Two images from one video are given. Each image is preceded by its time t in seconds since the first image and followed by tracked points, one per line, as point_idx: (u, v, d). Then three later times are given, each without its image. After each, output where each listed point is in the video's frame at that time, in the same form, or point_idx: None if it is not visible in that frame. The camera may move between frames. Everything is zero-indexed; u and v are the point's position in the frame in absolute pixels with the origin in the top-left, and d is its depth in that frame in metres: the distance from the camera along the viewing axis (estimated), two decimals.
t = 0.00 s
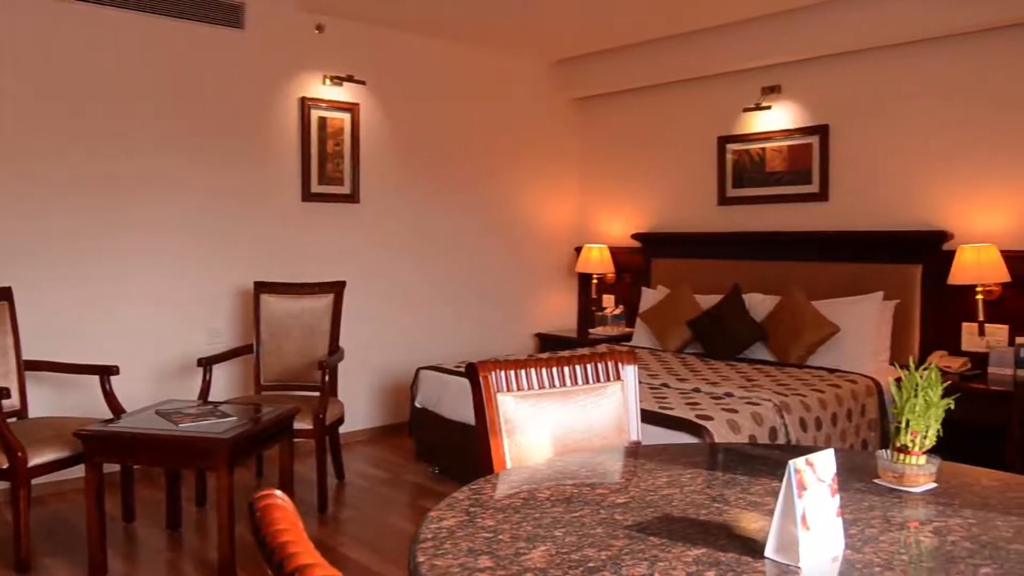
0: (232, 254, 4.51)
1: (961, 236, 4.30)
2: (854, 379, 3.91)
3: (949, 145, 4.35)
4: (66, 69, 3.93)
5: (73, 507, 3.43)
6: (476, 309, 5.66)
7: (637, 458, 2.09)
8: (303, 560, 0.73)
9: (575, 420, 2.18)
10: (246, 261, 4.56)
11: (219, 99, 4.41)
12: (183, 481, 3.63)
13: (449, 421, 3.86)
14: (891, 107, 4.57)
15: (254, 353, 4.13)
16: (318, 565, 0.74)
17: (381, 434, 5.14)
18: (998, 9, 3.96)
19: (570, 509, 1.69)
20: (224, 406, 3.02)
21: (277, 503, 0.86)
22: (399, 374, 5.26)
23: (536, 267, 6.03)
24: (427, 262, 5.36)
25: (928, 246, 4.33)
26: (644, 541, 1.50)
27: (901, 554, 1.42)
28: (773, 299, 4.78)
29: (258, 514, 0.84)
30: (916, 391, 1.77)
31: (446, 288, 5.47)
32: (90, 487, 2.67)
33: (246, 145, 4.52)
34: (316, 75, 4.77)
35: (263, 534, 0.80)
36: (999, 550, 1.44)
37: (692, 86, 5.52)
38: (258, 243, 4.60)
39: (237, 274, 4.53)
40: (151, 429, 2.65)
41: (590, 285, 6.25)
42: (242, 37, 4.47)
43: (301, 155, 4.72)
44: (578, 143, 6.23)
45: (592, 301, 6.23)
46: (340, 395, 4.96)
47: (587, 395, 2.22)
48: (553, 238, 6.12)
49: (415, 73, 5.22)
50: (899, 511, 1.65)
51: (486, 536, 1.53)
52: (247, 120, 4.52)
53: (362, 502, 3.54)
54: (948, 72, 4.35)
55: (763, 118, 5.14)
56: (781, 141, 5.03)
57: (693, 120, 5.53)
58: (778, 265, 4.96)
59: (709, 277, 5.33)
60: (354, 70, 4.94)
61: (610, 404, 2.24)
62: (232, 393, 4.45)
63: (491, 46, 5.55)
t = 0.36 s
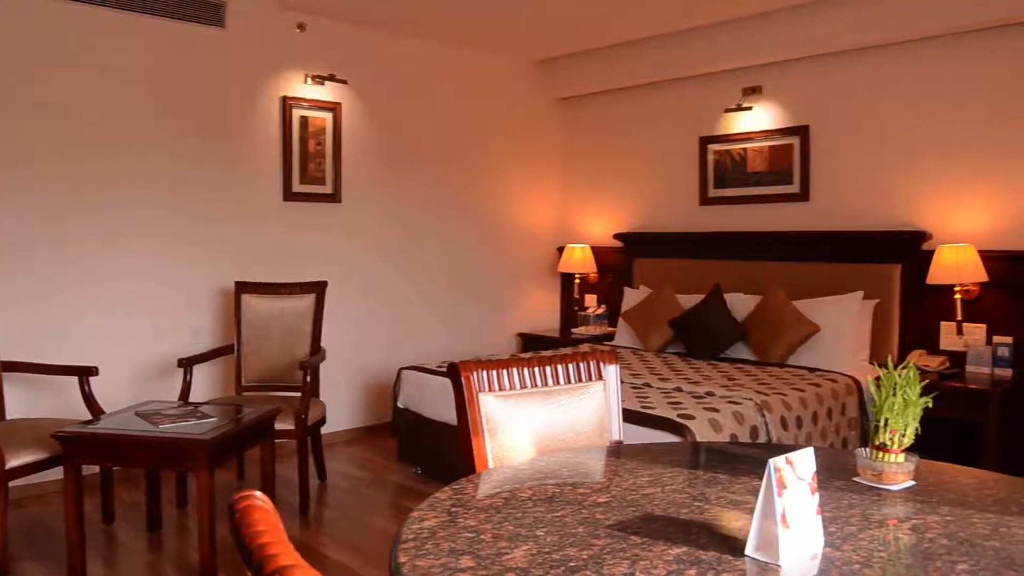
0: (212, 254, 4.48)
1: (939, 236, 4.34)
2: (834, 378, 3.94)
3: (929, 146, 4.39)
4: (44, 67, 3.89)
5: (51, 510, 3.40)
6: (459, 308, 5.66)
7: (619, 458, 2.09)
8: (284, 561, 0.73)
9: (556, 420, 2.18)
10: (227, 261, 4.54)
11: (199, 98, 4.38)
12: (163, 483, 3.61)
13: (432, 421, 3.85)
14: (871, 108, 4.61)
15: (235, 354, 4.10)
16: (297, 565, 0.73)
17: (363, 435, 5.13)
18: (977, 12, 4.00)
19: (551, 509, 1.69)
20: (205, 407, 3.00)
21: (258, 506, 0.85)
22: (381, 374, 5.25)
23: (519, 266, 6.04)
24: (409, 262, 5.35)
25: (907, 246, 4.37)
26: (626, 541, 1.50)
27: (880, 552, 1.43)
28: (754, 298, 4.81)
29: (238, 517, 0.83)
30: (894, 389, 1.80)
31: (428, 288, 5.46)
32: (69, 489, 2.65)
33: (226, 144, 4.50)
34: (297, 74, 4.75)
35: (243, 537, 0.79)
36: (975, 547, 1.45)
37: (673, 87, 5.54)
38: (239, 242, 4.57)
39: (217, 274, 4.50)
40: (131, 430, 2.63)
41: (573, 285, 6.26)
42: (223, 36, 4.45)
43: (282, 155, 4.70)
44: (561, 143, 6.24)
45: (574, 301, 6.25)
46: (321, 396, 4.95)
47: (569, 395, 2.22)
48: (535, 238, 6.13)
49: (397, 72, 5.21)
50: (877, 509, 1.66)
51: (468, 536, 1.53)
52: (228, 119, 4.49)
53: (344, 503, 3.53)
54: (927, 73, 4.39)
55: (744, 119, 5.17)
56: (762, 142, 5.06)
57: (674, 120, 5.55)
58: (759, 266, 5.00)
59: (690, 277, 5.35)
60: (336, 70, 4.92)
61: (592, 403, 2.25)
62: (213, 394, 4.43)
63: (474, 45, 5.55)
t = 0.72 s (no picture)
0: (190, 254, 4.45)
1: (915, 236, 4.39)
2: (811, 377, 3.98)
3: (905, 146, 4.44)
4: (18, 64, 3.85)
5: (25, 512, 3.36)
6: (439, 308, 5.65)
7: (598, 457, 2.10)
8: (261, 563, 0.72)
9: (536, 419, 2.18)
10: (205, 261, 4.51)
11: (177, 96, 4.35)
12: (140, 485, 3.58)
13: (411, 421, 3.85)
14: (849, 109, 4.65)
15: (213, 354, 4.08)
16: (274, 566, 0.72)
17: (342, 435, 5.11)
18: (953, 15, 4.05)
19: (530, 508, 1.69)
20: (183, 407, 2.98)
21: (234, 507, 0.84)
22: (361, 375, 5.23)
23: (499, 266, 6.04)
24: (389, 262, 5.34)
25: (883, 246, 4.42)
26: (605, 539, 1.51)
27: (856, 549, 1.44)
28: (733, 298, 4.84)
29: (214, 518, 0.82)
30: (870, 388, 1.81)
31: (408, 288, 5.46)
32: (44, 491, 2.62)
33: (204, 143, 4.47)
34: (276, 73, 4.73)
35: (219, 538, 0.78)
36: (950, 543, 1.47)
37: (653, 87, 5.56)
38: (217, 242, 4.55)
39: (195, 274, 4.47)
40: (108, 432, 2.61)
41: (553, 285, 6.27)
42: (201, 34, 4.42)
43: (260, 154, 4.68)
44: (541, 143, 6.25)
45: (554, 301, 6.26)
46: (300, 396, 4.93)
47: (548, 395, 2.23)
48: (516, 238, 6.14)
49: (377, 72, 5.20)
50: (854, 506, 1.68)
51: (447, 536, 1.53)
52: (206, 118, 4.47)
53: (323, 503, 3.52)
54: (904, 74, 4.43)
55: (722, 119, 5.20)
56: (740, 143, 5.09)
57: (654, 121, 5.57)
58: (737, 266, 5.03)
59: (669, 278, 5.38)
60: (315, 69, 4.90)
61: (571, 403, 2.25)
62: (191, 395, 4.40)
63: (454, 45, 5.55)
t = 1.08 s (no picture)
0: (164, 254, 4.41)
1: (887, 236, 4.44)
2: (786, 376, 4.01)
3: (878, 148, 4.49)
4: None
5: None
6: (416, 308, 5.64)
7: (573, 456, 2.10)
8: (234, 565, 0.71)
9: (512, 419, 2.19)
10: (179, 260, 4.47)
11: (151, 94, 4.31)
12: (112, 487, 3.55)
13: (387, 422, 3.84)
14: (823, 110, 4.69)
15: (186, 355, 4.04)
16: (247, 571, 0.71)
17: (318, 436, 5.09)
18: (926, 17, 4.10)
19: (506, 508, 1.70)
20: (156, 409, 2.95)
21: (205, 508, 0.82)
22: (336, 375, 5.22)
23: (476, 266, 6.04)
24: (365, 262, 5.32)
25: (856, 246, 4.47)
26: (580, 539, 1.51)
27: (828, 546, 1.46)
28: (707, 297, 4.88)
29: (185, 520, 0.80)
30: (842, 387, 1.83)
31: (384, 287, 5.44)
32: (14, 495, 2.59)
33: (178, 142, 4.43)
34: (250, 71, 4.69)
35: (189, 541, 0.77)
36: (920, 540, 1.49)
37: (629, 87, 5.58)
38: (191, 242, 4.51)
39: (168, 274, 4.43)
40: (79, 434, 2.58)
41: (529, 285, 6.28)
42: (173, 31, 4.37)
43: (234, 153, 4.64)
44: (518, 142, 6.26)
45: (531, 300, 6.27)
46: (276, 396, 4.90)
47: (524, 395, 2.23)
48: (492, 238, 6.14)
49: (352, 71, 5.18)
50: (826, 504, 1.70)
51: (422, 537, 1.52)
52: (179, 117, 4.42)
53: (299, 505, 3.50)
54: (877, 75, 4.48)
55: (698, 120, 5.22)
56: (715, 143, 5.12)
57: (629, 120, 5.60)
58: (711, 266, 5.06)
59: (645, 277, 5.40)
60: (290, 67, 4.87)
61: (547, 402, 2.26)
62: (163, 396, 4.36)
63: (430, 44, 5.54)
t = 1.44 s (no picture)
0: (142, 254, 4.38)
1: (865, 236, 4.49)
2: (765, 375, 4.05)
3: (856, 148, 4.52)
4: None
5: None
6: (396, 308, 5.64)
7: (553, 456, 2.11)
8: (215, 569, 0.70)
9: (492, 419, 2.19)
10: (158, 261, 4.44)
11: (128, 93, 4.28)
12: (90, 489, 3.52)
13: (367, 422, 3.84)
14: (802, 111, 4.73)
15: (165, 355, 4.02)
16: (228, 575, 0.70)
17: (298, 436, 5.07)
18: (902, 18, 4.14)
19: (486, 508, 1.70)
20: (134, 410, 2.93)
21: (184, 510, 0.81)
22: (317, 376, 5.20)
23: (457, 266, 6.04)
24: (345, 262, 5.31)
25: (834, 246, 4.51)
26: (560, 538, 1.52)
27: (806, 544, 1.47)
28: (687, 297, 4.90)
29: (163, 522, 0.79)
30: (820, 386, 1.84)
31: (364, 287, 5.43)
32: None
33: (156, 142, 4.39)
34: (229, 70, 4.66)
35: (168, 545, 0.75)
36: (897, 537, 1.50)
37: (609, 88, 5.60)
38: (170, 242, 4.48)
39: (147, 274, 4.40)
40: (56, 436, 2.56)
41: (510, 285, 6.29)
42: (152, 30, 4.34)
43: (213, 152, 4.61)
44: (499, 142, 6.26)
45: (512, 300, 6.28)
46: (256, 397, 4.88)
47: (504, 395, 2.23)
48: (473, 238, 6.14)
49: (332, 70, 5.16)
50: (805, 502, 1.71)
51: (402, 537, 1.52)
52: (158, 116, 4.39)
53: (279, 506, 3.49)
54: (855, 77, 4.52)
55: (677, 120, 5.25)
56: (695, 144, 5.15)
57: (610, 121, 5.61)
58: (691, 265, 5.09)
59: (626, 277, 5.42)
60: (269, 66, 4.85)
61: (527, 402, 2.26)
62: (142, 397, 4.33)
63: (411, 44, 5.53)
